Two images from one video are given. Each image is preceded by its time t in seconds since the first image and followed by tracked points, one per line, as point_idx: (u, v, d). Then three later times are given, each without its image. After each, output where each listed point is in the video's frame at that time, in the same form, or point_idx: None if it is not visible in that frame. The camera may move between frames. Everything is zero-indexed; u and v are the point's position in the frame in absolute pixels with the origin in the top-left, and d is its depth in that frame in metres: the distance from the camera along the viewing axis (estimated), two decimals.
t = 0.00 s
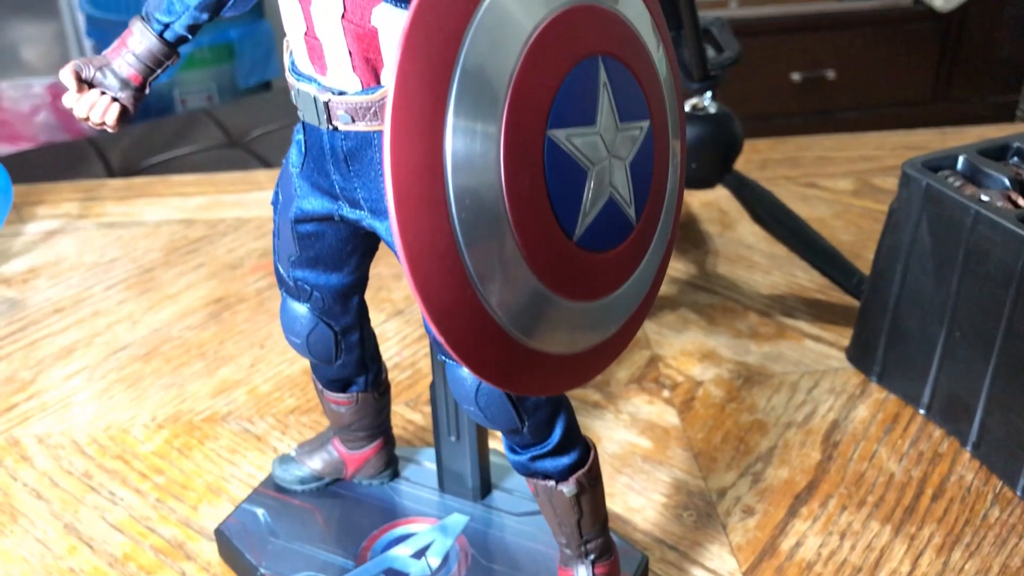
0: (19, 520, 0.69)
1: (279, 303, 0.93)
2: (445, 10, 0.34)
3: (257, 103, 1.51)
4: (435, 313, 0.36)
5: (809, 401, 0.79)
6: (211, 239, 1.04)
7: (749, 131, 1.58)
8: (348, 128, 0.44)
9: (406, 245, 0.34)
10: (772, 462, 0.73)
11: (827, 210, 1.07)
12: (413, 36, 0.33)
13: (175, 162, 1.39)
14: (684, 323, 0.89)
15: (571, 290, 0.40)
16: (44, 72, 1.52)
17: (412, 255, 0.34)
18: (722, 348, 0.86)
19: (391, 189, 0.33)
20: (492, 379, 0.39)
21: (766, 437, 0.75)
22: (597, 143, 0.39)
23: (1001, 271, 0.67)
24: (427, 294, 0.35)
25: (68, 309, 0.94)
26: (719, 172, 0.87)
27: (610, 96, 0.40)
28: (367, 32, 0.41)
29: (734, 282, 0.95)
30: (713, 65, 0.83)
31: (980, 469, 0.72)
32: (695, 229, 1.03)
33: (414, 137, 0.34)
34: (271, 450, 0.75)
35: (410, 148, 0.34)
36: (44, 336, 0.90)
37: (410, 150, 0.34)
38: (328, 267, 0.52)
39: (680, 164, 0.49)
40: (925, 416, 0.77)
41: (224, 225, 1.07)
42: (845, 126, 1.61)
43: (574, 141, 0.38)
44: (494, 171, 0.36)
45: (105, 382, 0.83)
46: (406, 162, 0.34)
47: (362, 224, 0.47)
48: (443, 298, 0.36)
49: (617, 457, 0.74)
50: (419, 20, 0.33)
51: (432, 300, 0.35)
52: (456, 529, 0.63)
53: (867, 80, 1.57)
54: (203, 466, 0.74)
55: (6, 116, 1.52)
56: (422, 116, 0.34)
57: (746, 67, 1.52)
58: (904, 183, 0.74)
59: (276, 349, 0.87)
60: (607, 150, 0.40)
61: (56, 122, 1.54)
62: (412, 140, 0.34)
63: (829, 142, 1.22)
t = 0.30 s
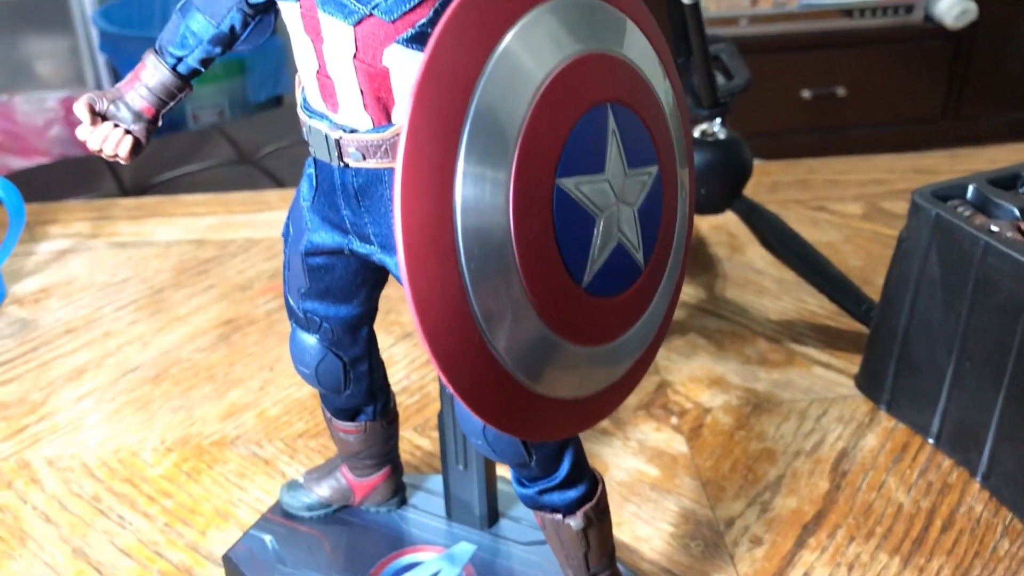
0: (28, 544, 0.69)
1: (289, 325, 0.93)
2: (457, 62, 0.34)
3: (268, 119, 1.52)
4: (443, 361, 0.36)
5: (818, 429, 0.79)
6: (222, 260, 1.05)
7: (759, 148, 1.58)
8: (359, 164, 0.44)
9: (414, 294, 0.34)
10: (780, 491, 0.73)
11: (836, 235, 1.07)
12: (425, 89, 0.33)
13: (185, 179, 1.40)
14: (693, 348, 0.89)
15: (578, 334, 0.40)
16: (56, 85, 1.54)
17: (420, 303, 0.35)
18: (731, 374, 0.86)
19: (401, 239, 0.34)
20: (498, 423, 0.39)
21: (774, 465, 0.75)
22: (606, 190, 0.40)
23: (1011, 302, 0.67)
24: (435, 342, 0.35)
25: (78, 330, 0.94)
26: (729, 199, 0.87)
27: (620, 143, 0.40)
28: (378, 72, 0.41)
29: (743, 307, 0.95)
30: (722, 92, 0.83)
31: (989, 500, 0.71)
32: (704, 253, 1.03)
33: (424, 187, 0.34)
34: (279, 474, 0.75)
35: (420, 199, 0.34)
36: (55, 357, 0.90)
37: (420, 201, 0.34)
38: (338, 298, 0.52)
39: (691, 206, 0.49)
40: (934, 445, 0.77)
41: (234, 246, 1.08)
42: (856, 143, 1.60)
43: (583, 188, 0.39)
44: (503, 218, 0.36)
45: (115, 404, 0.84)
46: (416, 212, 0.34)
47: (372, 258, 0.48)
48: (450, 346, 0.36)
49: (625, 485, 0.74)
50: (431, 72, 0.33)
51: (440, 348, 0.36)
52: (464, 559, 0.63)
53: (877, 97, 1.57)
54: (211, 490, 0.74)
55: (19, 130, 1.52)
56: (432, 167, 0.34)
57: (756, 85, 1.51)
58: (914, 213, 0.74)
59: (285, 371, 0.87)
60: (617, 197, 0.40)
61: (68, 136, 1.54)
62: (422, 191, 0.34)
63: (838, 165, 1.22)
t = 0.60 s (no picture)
0: (38, 566, 0.69)
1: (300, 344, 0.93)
2: (477, 100, 0.34)
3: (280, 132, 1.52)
4: (461, 404, 0.35)
5: (833, 453, 0.78)
6: (233, 277, 1.05)
7: (771, 161, 1.58)
8: (374, 193, 0.44)
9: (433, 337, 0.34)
10: (795, 516, 0.72)
11: (851, 254, 1.06)
12: (445, 129, 0.33)
13: (197, 193, 1.40)
14: (707, 369, 0.89)
15: (595, 373, 0.40)
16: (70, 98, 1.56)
17: (438, 346, 0.34)
18: (745, 396, 0.86)
19: (419, 281, 0.33)
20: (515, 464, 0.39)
21: (789, 490, 0.74)
22: (625, 228, 0.39)
23: None
24: (453, 384, 0.35)
25: (90, 347, 0.94)
26: (743, 220, 0.86)
27: (639, 180, 0.40)
28: (394, 101, 0.41)
29: (757, 327, 0.94)
30: (736, 112, 0.83)
31: (1008, 528, 0.70)
32: (718, 272, 1.02)
33: (443, 227, 0.33)
34: (290, 497, 0.75)
35: (438, 240, 0.34)
36: (66, 375, 0.90)
37: (439, 242, 0.34)
38: (351, 325, 0.52)
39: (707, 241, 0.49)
40: (951, 470, 0.76)
41: (246, 262, 1.07)
42: (872, 155, 1.59)
43: (602, 227, 0.38)
44: (521, 255, 0.36)
45: (126, 424, 0.83)
46: (435, 251, 0.33)
47: (386, 287, 0.47)
48: (468, 387, 0.36)
49: (638, 510, 0.73)
50: (451, 111, 0.33)
51: (458, 390, 0.35)
52: None
53: (891, 109, 1.56)
54: (222, 513, 0.74)
55: (32, 142, 1.53)
56: (451, 206, 0.34)
57: (767, 98, 1.50)
58: (930, 236, 0.74)
59: (297, 391, 0.87)
60: (635, 234, 0.40)
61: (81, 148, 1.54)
62: (441, 232, 0.33)
63: (852, 182, 1.22)
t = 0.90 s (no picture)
0: None
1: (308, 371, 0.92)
2: (490, 158, 0.33)
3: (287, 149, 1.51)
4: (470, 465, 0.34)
5: (848, 485, 0.77)
6: (241, 301, 1.04)
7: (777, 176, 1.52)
8: (383, 236, 0.44)
9: (443, 401, 0.33)
10: (810, 551, 0.71)
11: (864, 278, 1.05)
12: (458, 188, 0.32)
13: (204, 213, 1.39)
14: (719, 398, 0.87)
15: (609, 431, 0.39)
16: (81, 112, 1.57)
17: (449, 410, 0.34)
18: (758, 426, 0.85)
19: (430, 345, 0.32)
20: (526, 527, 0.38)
21: (804, 524, 0.73)
22: (642, 284, 0.39)
23: None
24: (463, 445, 0.34)
25: (97, 374, 0.93)
26: (754, 247, 0.84)
27: (656, 234, 0.39)
28: (404, 145, 0.41)
29: (770, 354, 0.93)
30: (749, 138, 0.82)
31: None
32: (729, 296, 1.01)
33: (456, 284, 0.33)
34: (298, 530, 0.74)
35: (450, 301, 0.33)
36: (73, 403, 0.89)
37: (451, 303, 0.33)
38: (359, 365, 0.51)
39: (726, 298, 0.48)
40: (969, 504, 0.74)
41: (254, 286, 1.07)
42: (880, 170, 1.54)
43: (617, 283, 0.38)
44: (534, 312, 0.35)
45: (133, 453, 0.83)
46: (448, 308, 0.33)
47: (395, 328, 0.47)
48: (479, 448, 0.35)
49: (651, 545, 0.72)
50: (464, 170, 0.32)
51: (468, 450, 0.34)
52: None
53: (900, 123, 1.51)
54: (229, 546, 0.73)
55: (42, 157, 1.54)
56: (463, 266, 0.33)
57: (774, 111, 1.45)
58: (946, 266, 0.72)
59: (304, 419, 0.86)
60: (652, 290, 0.39)
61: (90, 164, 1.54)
62: (453, 293, 0.33)
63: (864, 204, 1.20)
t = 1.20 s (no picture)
0: None
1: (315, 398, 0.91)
2: (501, 221, 0.33)
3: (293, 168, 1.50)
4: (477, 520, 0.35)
5: (863, 517, 0.76)
6: (247, 325, 1.03)
7: (785, 189, 1.55)
8: (393, 278, 0.44)
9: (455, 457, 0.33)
10: None
11: (876, 302, 1.04)
12: (469, 254, 0.32)
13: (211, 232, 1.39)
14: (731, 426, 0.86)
15: (619, 486, 0.40)
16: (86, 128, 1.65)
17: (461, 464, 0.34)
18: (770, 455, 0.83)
19: (443, 413, 0.33)
20: None
21: (819, 558, 0.72)
22: (661, 339, 0.39)
23: None
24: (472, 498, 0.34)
25: (102, 401, 0.92)
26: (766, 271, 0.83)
27: (676, 286, 0.40)
28: (414, 187, 0.42)
29: (782, 381, 0.92)
30: (760, 164, 0.80)
31: None
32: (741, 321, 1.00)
33: (471, 339, 0.33)
34: (304, 563, 0.73)
35: (464, 366, 0.33)
36: (76, 431, 0.88)
37: (465, 368, 0.33)
38: (367, 404, 0.51)
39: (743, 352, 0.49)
40: (987, 537, 0.73)
41: (260, 309, 1.06)
42: (885, 186, 1.57)
43: (635, 338, 0.38)
44: (551, 369, 0.35)
45: (137, 483, 0.82)
46: (461, 363, 0.33)
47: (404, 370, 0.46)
48: (487, 501, 0.35)
49: None
50: (474, 236, 0.32)
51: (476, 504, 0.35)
52: None
53: (907, 140, 1.54)
54: None
55: (49, 175, 1.61)
56: (476, 330, 0.33)
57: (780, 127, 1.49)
58: (963, 294, 0.71)
59: (310, 448, 0.85)
60: (672, 343, 0.40)
61: (95, 179, 1.61)
62: (467, 358, 0.33)
63: (876, 226, 1.19)
